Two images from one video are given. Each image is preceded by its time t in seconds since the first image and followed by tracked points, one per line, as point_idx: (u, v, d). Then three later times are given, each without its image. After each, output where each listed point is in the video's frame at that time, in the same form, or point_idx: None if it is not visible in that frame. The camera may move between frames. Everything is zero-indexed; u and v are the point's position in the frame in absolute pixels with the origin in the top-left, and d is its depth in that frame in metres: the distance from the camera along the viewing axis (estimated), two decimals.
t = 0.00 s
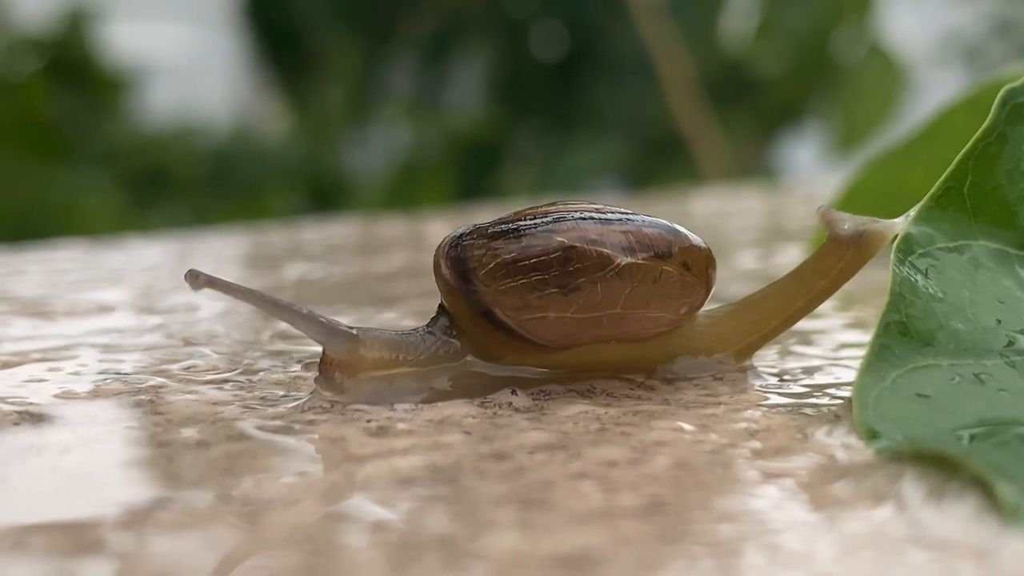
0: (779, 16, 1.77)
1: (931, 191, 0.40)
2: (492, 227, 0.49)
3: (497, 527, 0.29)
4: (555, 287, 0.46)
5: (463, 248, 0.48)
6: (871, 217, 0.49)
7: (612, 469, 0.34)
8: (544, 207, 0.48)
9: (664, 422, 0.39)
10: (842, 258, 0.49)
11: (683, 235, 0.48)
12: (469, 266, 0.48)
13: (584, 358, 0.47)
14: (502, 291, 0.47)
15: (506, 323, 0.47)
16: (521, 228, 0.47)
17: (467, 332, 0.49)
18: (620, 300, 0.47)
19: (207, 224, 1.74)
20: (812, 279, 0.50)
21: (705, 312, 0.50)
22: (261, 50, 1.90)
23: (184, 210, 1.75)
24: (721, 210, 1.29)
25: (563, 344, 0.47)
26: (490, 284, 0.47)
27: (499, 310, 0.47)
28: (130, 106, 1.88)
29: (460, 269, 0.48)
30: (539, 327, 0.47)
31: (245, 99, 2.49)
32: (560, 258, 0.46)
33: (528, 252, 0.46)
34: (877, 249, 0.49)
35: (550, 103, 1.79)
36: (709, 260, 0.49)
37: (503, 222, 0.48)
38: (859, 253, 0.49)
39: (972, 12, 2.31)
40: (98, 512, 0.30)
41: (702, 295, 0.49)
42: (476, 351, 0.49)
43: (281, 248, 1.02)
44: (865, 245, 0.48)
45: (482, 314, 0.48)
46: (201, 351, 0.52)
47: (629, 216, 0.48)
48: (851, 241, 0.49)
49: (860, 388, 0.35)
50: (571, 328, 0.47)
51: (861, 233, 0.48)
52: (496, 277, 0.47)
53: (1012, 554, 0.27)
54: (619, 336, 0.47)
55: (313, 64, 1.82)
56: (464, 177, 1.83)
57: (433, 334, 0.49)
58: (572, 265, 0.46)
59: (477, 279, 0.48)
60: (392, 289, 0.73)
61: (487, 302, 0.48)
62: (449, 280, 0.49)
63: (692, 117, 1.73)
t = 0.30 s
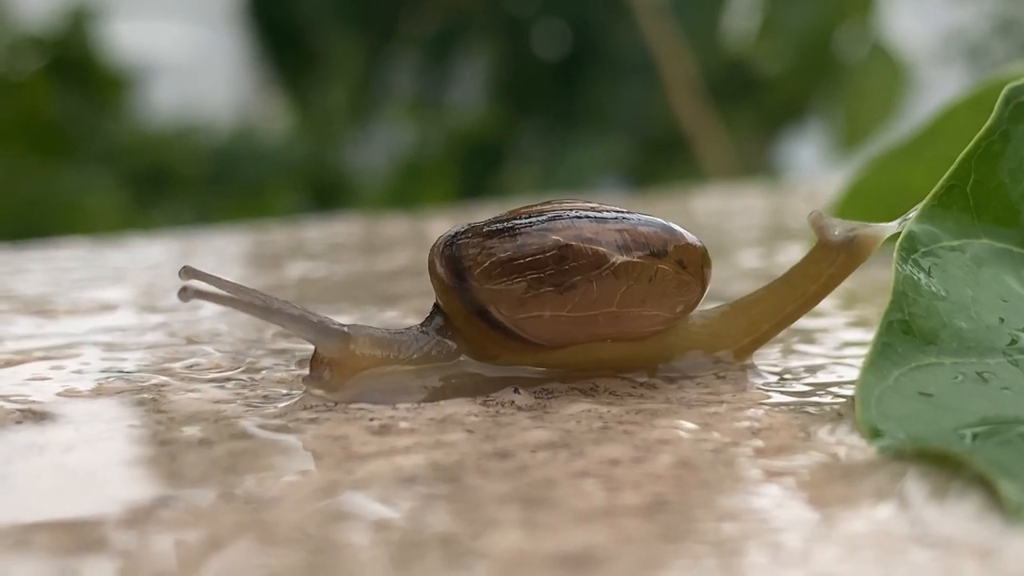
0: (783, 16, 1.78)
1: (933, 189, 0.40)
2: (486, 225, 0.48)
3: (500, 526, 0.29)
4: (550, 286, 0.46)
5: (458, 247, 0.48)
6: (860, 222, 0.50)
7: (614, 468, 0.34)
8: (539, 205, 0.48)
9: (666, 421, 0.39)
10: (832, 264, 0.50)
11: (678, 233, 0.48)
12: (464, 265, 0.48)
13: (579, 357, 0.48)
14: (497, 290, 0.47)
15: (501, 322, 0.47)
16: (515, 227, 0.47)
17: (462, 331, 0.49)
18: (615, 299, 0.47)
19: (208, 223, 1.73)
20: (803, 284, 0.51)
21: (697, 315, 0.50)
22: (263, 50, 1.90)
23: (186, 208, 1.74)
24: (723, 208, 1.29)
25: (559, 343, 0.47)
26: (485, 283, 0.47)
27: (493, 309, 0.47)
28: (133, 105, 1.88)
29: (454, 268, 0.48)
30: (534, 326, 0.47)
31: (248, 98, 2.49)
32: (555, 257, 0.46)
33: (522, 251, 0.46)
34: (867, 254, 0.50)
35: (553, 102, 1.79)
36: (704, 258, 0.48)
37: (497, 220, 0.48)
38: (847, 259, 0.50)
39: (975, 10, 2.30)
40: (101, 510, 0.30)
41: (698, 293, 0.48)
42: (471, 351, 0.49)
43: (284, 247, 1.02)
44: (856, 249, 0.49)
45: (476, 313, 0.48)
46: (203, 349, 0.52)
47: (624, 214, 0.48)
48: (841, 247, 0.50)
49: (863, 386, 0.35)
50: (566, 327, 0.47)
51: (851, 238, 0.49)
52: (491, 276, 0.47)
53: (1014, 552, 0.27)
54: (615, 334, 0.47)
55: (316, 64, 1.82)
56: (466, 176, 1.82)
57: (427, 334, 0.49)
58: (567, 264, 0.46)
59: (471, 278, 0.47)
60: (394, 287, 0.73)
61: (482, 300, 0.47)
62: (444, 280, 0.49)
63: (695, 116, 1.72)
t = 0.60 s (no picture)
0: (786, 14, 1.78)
1: (936, 188, 0.40)
2: (481, 225, 0.48)
3: (503, 525, 0.29)
4: (547, 286, 0.46)
5: (453, 246, 0.48)
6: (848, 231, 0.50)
7: (618, 467, 0.34)
8: (534, 205, 0.48)
9: (670, 420, 0.39)
10: (820, 271, 0.50)
11: (674, 232, 0.48)
12: (459, 265, 0.48)
13: (574, 357, 0.47)
14: (493, 290, 0.47)
15: (497, 322, 0.47)
16: (511, 226, 0.47)
17: (457, 332, 0.49)
18: (611, 299, 0.47)
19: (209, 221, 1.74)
20: (792, 289, 0.51)
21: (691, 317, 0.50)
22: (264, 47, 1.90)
23: (187, 205, 1.75)
24: (725, 207, 1.29)
25: (555, 343, 0.47)
26: (480, 283, 0.47)
27: (489, 309, 0.47)
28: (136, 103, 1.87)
29: (449, 268, 0.48)
30: (531, 326, 0.47)
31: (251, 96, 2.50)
32: (551, 256, 0.46)
33: (519, 251, 0.46)
34: (856, 263, 0.50)
35: (556, 100, 1.80)
36: (699, 257, 0.49)
37: (493, 220, 0.48)
38: (835, 267, 0.50)
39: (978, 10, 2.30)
40: (104, 508, 0.30)
41: (694, 292, 0.49)
42: (464, 350, 0.49)
43: (287, 245, 1.02)
44: (843, 255, 0.50)
45: (472, 313, 0.48)
46: (206, 348, 0.52)
47: (620, 214, 0.48)
48: (829, 254, 0.50)
49: (867, 384, 0.35)
50: (563, 327, 0.47)
51: (840, 245, 0.50)
52: (487, 276, 0.47)
53: (1018, 552, 0.27)
54: (611, 334, 0.47)
55: (318, 62, 1.81)
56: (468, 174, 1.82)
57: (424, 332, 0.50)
58: (563, 263, 0.46)
59: (467, 279, 0.48)
60: (397, 286, 0.73)
61: (478, 300, 0.47)
62: (440, 280, 0.49)
63: (697, 115, 1.72)
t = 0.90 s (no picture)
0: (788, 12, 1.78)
1: (942, 187, 0.40)
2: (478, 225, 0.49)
3: (507, 524, 0.29)
4: (542, 285, 0.46)
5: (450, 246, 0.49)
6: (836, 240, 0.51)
7: (622, 466, 0.34)
8: (530, 206, 0.48)
9: (674, 419, 0.39)
10: (810, 279, 0.50)
11: (671, 231, 0.48)
12: (455, 265, 0.48)
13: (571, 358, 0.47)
14: (490, 290, 0.47)
15: (494, 322, 0.47)
16: (507, 226, 0.47)
17: (454, 333, 0.49)
18: (607, 298, 0.47)
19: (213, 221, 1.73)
20: (783, 295, 0.50)
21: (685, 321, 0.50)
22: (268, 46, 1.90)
23: (190, 204, 1.74)
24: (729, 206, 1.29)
25: (552, 343, 0.47)
26: (477, 282, 0.47)
27: (486, 309, 0.47)
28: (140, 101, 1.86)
29: (447, 267, 0.48)
30: (527, 325, 0.47)
31: (254, 94, 2.49)
32: (547, 255, 0.46)
33: (514, 250, 0.46)
34: (844, 273, 0.51)
35: (558, 98, 1.80)
36: (696, 255, 0.48)
37: (489, 220, 0.48)
38: (824, 276, 0.50)
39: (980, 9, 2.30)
40: (108, 507, 0.30)
41: (691, 290, 0.48)
42: (460, 350, 0.49)
43: (290, 244, 1.02)
44: (834, 264, 0.50)
45: (469, 313, 0.48)
46: (210, 346, 0.52)
47: (616, 213, 0.48)
48: (819, 263, 0.50)
49: (872, 383, 0.35)
50: (559, 326, 0.46)
51: (829, 254, 0.50)
52: (483, 275, 0.47)
53: None
54: (608, 333, 0.47)
55: (322, 62, 1.82)
56: (471, 173, 1.82)
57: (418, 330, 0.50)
58: (560, 262, 0.46)
59: (463, 278, 0.48)
60: (399, 285, 0.73)
61: (474, 299, 0.48)
62: (437, 280, 0.49)
63: (700, 114, 1.72)
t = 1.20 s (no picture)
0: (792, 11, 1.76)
1: (948, 185, 0.40)
2: (472, 224, 0.48)
3: (511, 522, 0.29)
4: (537, 284, 0.46)
5: (443, 246, 0.48)
6: (826, 249, 0.50)
7: (626, 464, 0.34)
8: (524, 205, 0.48)
9: (678, 418, 0.39)
10: (799, 288, 0.50)
11: (666, 230, 0.48)
12: (449, 264, 0.47)
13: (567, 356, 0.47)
14: (484, 289, 0.46)
15: (488, 322, 0.47)
16: (501, 225, 0.47)
17: (448, 332, 0.49)
18: (603, 297, 0.46)
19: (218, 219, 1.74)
20: (773, 302, 0.50)
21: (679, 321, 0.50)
22: (271, 44, 1.90)
23: (193, 202, 1.74)
24: (732, 204, 1.29)
25: (547, 342, 0.47)
26: (471, 282, 0.47)
27: (480, 309, 0.47)
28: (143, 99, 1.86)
29: (440, 267, 0.48)
30: (522, 325, 0.46)
31: (257, 92, 2.49)
32: (542, 255, 0.46)
33: (509, 250, 0.46)
34: (833, 281, 0.50)
35: (562, 97, 1.80)
36: (692, 254, 0.48)
37: (483, 219, 0.48)
38: (812, 286, 0.50)
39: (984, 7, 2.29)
40: (112, 506, 0.30)
41: (686, 289, 0.48)
42: (454, 350, 0.48)
43: (294, 243, 1.02)
44: (821, 274, 0.50)
45: (463, 313, 0.47)
46: (214, 344, 0.52)
47: (611, 212, 0.48)
48: (807, 272, 0.50)
49: (876, 381, 0.34)
50: (554, 325, 0.46)
51: (818, 264, 0.50)
52: (477, 275, 0.46)
53: None
54: (603, 332, 0.47)
55: (326, 60, 1.82)
56: (475, 173, 1.82)
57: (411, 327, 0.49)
58: (555, 262, 0.46)
59: (457, 279, 0.47)
60: (403, 283, 0.73)
61: (468, 298, 0.47)
62: (430, 280, 0.48)
63: (703, 113, 1.72)
